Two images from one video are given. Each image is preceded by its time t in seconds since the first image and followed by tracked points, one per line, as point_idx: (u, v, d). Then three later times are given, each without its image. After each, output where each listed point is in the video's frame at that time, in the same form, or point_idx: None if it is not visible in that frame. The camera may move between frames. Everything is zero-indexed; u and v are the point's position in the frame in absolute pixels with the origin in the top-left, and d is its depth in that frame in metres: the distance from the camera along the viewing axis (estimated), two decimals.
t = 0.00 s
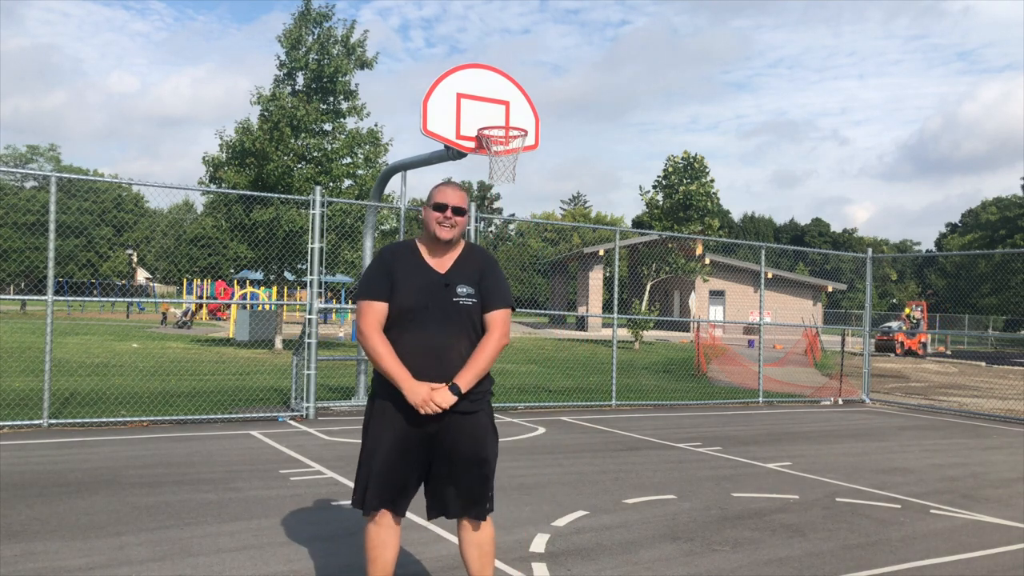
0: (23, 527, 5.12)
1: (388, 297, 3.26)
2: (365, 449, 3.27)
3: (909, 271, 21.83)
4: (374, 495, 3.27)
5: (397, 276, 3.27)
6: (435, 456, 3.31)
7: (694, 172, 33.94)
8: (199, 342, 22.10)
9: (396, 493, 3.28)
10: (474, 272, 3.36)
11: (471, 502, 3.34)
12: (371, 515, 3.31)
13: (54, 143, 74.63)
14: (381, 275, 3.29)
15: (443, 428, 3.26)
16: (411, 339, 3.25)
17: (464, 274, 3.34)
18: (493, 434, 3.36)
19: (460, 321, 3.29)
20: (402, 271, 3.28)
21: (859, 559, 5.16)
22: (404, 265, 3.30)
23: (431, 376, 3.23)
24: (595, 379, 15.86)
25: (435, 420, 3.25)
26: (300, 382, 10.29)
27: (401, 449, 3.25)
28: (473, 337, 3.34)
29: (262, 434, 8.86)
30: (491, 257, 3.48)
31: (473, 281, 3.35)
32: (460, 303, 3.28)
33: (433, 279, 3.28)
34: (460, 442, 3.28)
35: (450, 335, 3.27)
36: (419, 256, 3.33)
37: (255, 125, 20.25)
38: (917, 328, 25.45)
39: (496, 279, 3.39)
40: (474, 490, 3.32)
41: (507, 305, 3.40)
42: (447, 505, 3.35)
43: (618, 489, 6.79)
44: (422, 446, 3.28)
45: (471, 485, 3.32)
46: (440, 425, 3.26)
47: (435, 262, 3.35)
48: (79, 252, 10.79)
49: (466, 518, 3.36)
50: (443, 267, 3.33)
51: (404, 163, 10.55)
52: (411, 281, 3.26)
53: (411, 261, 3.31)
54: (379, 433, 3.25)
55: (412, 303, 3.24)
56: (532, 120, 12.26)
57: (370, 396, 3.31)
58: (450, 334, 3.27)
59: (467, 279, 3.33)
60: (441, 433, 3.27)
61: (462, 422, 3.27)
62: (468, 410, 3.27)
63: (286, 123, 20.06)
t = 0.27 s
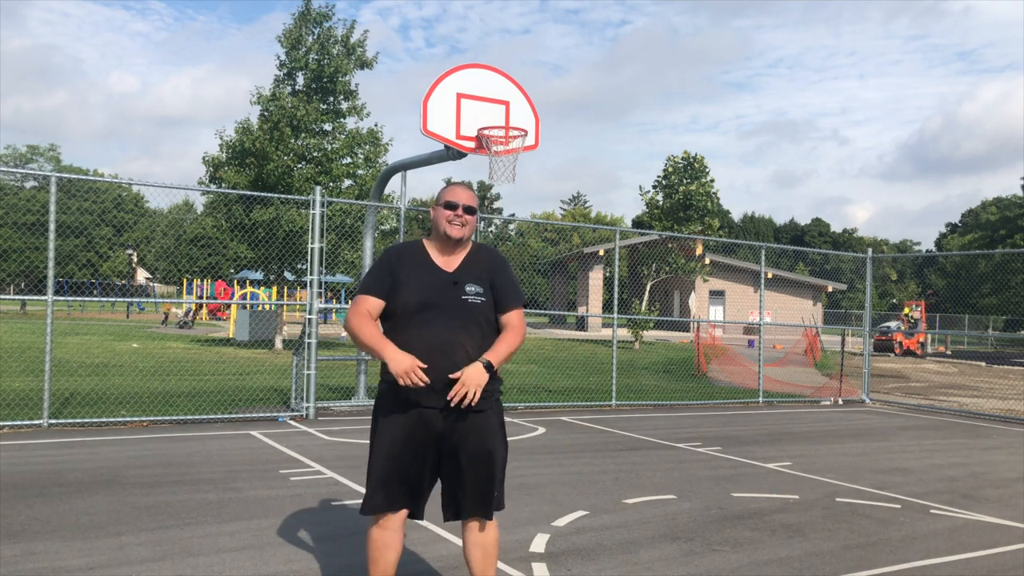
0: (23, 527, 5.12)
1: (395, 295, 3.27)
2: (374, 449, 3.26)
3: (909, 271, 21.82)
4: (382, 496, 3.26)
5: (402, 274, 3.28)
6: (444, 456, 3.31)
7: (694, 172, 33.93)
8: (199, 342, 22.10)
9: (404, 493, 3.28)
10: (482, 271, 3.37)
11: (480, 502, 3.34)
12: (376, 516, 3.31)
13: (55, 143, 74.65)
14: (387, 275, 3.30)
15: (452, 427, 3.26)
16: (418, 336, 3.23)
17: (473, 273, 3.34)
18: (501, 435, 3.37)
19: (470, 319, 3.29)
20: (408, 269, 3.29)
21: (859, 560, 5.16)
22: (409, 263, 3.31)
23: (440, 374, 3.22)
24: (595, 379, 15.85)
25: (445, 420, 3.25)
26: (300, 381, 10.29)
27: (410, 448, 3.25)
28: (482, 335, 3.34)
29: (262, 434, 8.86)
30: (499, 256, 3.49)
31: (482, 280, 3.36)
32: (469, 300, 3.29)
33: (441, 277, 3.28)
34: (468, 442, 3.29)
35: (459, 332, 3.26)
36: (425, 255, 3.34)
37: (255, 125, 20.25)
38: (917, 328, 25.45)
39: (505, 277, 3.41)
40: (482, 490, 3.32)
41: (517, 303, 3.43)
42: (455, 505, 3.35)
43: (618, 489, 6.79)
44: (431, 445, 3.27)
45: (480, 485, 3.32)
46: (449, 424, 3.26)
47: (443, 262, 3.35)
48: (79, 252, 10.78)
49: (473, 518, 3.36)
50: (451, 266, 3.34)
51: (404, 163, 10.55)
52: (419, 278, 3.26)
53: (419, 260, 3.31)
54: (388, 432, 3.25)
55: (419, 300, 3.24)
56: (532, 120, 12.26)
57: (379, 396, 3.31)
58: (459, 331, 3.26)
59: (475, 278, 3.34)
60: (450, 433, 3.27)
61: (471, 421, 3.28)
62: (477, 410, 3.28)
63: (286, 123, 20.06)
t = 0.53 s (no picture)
0: (23, 527, 5.12)
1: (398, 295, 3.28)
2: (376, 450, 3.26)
3: (909, 271, 21.80)
4: (385, 498, 3.26)
5: (405, 275, 3.29)
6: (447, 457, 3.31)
7: (694, 172, 33.93)
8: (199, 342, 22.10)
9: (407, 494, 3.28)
10: (486, 272, 3.38)
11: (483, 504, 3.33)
12: (378, 517, 3.31)
13: (54, 143, 74.67)
14: (389, 276, 3.32)
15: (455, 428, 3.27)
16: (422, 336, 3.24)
17: (477, 274, 3.35)
18: (504, 436, 3.37)
19: (473, 321, 3.29)
20: (410, 269, 3.30)
21: (859, 560, 5.15)
22: (411, 263, 3.32)
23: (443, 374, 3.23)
24: (595, 379, 15.85)
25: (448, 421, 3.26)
26: (300, 381, 10.29)
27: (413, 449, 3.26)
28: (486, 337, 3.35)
29: (262, 434, 8.86)
30: (501, 257, 3.48)
31: (486, 281, 3.36)
32: (473, 302, 3.30)
33: (445, 278, 3.28)
34: (472, 443, 3.30)
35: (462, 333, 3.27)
36: (428, 256, 3.33)
37: (255, 125, 20.25)
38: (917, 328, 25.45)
39: (509, 279, 3.42)
40: (485, 492, 3.32)
41: (520, 304, 3.45)
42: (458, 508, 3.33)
43: (618, 489, 6.79)
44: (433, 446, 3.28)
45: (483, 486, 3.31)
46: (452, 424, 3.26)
47: (447, 262, 3.35)
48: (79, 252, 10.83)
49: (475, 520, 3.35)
50: (455, 266, 3.34)
51: (404, 163, 10.55)
52: (422, 277, 3.26)
53: (423, 260, 3.32)
54: (391, 433, 3.25)
55: (423, 300, 3.25)
56: (532, 120, 12.26)
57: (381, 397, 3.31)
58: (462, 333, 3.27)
59: (479, 279, 3.35)
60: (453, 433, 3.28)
61: (474, 422, 3.29)
62: (480, 409, 3.29)
63: (286, 123, 20.06)
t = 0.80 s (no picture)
0: (23, 527, 5.12)
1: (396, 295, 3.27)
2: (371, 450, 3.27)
3: (909, 271, 21.79)
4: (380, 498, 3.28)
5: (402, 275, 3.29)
6: (441, 457, 3.32)
7: (694, 172, 33.93)
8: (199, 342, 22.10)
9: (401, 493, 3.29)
10: (484, 271, 3.37)
11: (477, 504, 3.34)
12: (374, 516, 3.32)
13: (55, 143, 74.64)
14: (387, 277, 3.32)
15: (450, 429, 3.27)
16: (419, 337, 3.23)
17: (475, 273, 3.34)
18: (500, 438, 3.37)
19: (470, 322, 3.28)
20: (407, 270, 3.29)
21: (859, 560, 5.15)
22: (408, 262, 3.31)
23: (438, 375, 3.22)
24: (594, 379, 15.86)
25: (442, 422, 3.26)
26: (299, 381, 10.28)
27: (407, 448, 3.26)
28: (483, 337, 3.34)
29: (262, 434, 8.85)
30: (498, 255, 3.48)
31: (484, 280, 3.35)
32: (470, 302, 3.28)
33: (443, 278, 3.27)
34: (467, 444, 3.30)
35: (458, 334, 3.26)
36: (425, 256, 3.32)
37: (255, 125, 20.25)
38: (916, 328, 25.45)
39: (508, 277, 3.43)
40: (479, 491, 3.33)
41: (519, 301, 3.45)
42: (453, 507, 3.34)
43: (618, 489, 6.79)
44: (428, 446, 3.28)
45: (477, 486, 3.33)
46: (446, 426, 3.27)
47: (443, 261, 3.34)
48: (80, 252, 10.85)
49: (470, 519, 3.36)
50: (453, 265, 3.33)
51: (404, 163, 10.55)
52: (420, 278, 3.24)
53: (420, 260, 3.30)
54: (385, 433, 3.26)
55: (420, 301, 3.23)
56: (532, 120, 12.26)
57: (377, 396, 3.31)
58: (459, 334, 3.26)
59: (477, 279, 3.34)
60: (447, 434, 3.28)
61: (469, 424, 3.29)
62: (476, 410, 3.29)
63: (286, 123, 20.06)
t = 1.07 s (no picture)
0: (24, 527, 5.12)
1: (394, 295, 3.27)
2: (370, 449, 3.27)
3: (909, 271, 21.78)
4: (379, 498, 3.29)
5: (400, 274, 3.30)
6: (440, 457, 3.32)
7: (694, 172, 33.92)
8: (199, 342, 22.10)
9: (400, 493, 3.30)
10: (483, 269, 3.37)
11: (475, 504, 3.34)
12: (373, 515, 3.33)
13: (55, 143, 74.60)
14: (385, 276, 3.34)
15: (449, 430, 3.27)
16: (418, 337, 3.23)
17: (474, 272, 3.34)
18: (500, 438, 3.37)
19: (469, 322, 3.28)
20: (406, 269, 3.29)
21: (859, 559, 5.15)
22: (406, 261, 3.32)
23: (437, 376, 3.22)
24: (594, 379, 15.86)
25: (441, 422, 3.26)
26: (299, 381, 10.28)
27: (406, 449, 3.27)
28: (483, 336, 3.33)
29: (262, 434, 8.85)
30: (497, 254, 3.48)
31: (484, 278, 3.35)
32: (469, 301, 3.28)
33: (443, 278, 3.27)
34: (466, 444, 3.30)
35: (458, 335, 3.25)
36: (423, 254, 3.32)
37: (255, 125, 20.24)
38: (916, 328, 25.44)
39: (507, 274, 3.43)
40: (478, 492, 3.33)
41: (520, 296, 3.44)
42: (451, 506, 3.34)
43: (618, 489, 6.79)
44: (426, 446, 3.29)
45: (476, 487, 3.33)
46: (445, 427, 3.27)
47: (442, 260, 3.34)
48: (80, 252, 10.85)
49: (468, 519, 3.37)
50: (451, 264, 3.33)
51: (404, 164, 10.55)
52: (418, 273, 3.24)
53: (419, 257, 3.30)
54: (383, 433, 3.26)
55: (419, 300, 3.24)
56: (532, 120, 12.26)
57: (376, 396, 3.31)
58: (458, 334, 3.26)
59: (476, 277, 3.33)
60: (446, 435, 3.28)
61: (468, 424, 3.28)
62: (476, 411, 3.29)
63: (286, 123, 20.06)
